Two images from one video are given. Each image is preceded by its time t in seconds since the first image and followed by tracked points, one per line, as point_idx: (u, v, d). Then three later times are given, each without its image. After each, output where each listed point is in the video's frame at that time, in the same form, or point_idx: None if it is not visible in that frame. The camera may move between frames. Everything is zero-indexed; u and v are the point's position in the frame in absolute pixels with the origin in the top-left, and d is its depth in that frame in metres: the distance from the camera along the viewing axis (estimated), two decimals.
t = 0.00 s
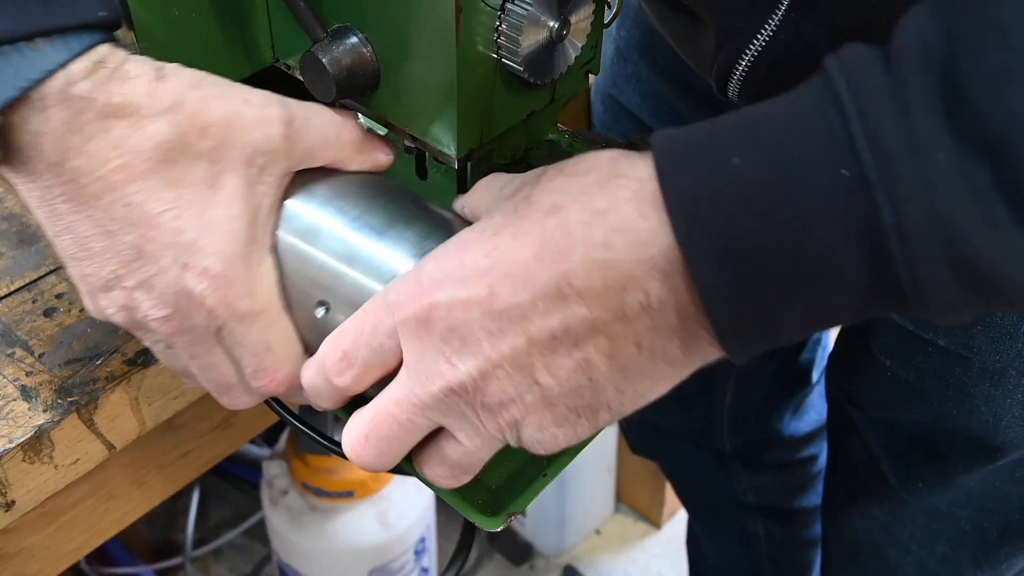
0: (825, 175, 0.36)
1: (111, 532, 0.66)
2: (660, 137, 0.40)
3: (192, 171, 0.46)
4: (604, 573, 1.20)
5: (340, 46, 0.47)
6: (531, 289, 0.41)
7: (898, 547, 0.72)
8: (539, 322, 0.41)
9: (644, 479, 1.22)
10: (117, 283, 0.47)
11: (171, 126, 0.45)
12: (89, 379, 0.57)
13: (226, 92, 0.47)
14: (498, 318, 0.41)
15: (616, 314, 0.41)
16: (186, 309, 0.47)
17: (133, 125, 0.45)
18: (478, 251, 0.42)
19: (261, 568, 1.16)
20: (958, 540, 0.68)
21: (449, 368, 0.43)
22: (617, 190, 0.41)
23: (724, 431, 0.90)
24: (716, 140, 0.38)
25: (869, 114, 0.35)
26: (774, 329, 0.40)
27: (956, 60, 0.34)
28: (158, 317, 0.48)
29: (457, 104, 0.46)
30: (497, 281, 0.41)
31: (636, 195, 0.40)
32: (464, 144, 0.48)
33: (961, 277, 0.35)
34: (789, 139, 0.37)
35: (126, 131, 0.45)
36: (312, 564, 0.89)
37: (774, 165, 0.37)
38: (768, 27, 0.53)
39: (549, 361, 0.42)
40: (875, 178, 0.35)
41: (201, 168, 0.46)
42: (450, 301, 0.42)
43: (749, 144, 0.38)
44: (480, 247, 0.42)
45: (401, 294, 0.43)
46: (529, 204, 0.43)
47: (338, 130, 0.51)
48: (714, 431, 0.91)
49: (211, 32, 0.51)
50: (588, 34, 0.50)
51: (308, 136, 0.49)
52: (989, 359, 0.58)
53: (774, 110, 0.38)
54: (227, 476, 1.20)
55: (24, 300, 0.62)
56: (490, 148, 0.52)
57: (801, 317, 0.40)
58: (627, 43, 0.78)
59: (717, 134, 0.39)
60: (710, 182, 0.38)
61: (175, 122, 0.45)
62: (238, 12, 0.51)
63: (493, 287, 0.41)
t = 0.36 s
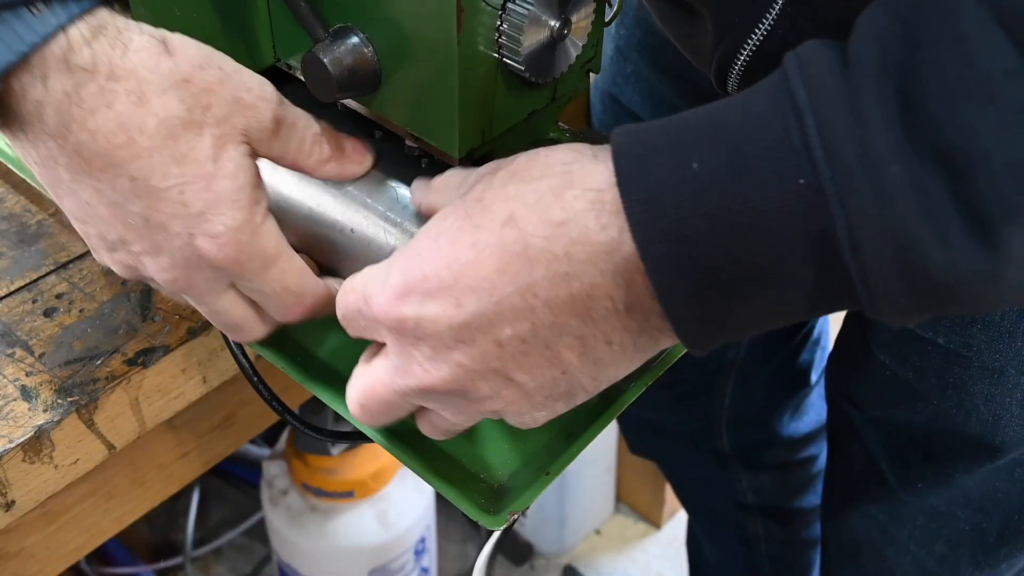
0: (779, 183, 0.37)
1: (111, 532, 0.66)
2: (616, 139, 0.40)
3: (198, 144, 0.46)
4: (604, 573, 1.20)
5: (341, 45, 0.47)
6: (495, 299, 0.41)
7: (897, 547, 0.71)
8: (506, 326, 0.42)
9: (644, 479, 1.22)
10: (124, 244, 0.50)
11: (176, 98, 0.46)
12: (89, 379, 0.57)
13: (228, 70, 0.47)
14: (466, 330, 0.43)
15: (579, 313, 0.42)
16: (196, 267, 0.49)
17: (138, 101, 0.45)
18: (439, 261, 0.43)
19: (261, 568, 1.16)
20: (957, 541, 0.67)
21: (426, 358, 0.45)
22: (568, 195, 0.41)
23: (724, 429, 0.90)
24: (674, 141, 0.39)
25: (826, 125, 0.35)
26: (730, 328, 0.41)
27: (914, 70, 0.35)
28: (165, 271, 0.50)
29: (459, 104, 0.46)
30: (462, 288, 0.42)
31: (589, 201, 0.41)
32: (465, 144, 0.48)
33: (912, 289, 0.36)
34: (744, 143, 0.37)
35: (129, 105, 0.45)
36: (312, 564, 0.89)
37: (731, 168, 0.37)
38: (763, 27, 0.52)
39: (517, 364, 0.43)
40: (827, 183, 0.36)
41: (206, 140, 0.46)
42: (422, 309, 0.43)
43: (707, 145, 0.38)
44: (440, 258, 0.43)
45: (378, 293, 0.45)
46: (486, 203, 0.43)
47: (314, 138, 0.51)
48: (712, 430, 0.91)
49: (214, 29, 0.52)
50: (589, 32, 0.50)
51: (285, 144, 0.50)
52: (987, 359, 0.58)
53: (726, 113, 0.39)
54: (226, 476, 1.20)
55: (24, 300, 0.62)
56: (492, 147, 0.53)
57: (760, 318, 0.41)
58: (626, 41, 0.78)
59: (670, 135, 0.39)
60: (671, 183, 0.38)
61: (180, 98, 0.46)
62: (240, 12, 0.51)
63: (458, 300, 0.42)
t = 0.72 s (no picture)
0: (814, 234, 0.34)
1: (110, 532, 0.66)
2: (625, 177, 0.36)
3: (166, 178, 0.47)
4: (603, 573, 1.20)
5: (340, 46, 0.47)
6: (516, 361, 0.39)
7: (892, 552, 0.72)
8: (527, 381, 0.40)
9: (644, 480, 1.22)
10: (81, 255, 0.52)
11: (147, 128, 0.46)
12: (89, 379, 0.57)
13: (201, 104, 0.48)
14: (489, 390, 0.40)
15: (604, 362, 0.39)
16: (151, 280, 0.52)
17: (112, 133, 0.46)
18: (448, 322, 0.39)
19: (261, 568, 1.16)
20: (955, 543, 0.69)
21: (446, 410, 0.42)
22: (579, 249, 0.37)
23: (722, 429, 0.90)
24: (694, 185, 0.35)
25: (864, 179, 0.32)
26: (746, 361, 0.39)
27: (948, 99, 0.32)
28: (120, 284, 0.53)
29: (457, 105, 0.46)
30: (477, 352, 0.39)
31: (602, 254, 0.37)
32: (463, 146, 0.48)
33: (967, 324, 0.34)
34: (773, 190, 0.34)
35: (102, 135, 0.46)
36: (311, 563, 0.89)
37: (761, 218, 0.34)
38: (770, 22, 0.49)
39: (558, 410, 0.41)
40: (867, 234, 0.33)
41: (175, 175, 0.48)
42: (437, 371, 0.41)
43: (731, 188, 0.35)
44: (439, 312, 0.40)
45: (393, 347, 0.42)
46: (490, 253, 0.39)
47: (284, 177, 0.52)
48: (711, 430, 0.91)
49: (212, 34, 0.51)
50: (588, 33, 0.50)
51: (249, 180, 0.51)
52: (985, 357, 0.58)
53: (744, 150, 0.35)
54: (227, 476, 1.21)
55: (24, 300, 0.62)
56: (489, 147, 0.53)
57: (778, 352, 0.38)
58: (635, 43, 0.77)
59: (692, 175, 0.35)
60: (693, 236, 0.35)
61: (154, 132, 0.47)
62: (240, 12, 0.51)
63: (485, 367, 0.40)
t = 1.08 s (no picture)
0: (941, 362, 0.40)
1: (111, 532, 0.66)
2: (758, 306, 0.42)
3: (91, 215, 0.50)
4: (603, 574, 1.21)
5: (339, 46, 0.47)
6: (659, 457, 0.47)
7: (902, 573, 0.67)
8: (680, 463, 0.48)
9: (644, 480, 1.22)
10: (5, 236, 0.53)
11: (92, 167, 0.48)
12: (89, 379, 0.57)
13: (154, 154, 0.50)
14: (623, 465, 0.48)
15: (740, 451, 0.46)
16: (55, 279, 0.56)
17: (59, 166, 0.47)
18: (593, 431, 0.46)
19: (261, 568, 1.16)
20: None
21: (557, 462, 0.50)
22: (725, 384, 0.43)
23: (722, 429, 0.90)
24: (829, 324, 0.41)
25: (993, 319, 0.38)
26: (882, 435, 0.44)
27: None
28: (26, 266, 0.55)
29: (458, 105, 0.46)
30: (619, 446, 0.47)
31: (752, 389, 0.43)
32: (464, 145, 0.48)
33: None
34: (900, 330, 0.40)
35: (49, 167, 0.47)
36: (312, 563, 0.89)
37: (894, 351, 0.40)
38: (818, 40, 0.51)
39: (677, 451, 0.46)
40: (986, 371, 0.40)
41: (99, 216, 0.51)
42: (576, 454, 0.48)
43: (869, 329, 0.40)
44: (595, 424, 0.45)
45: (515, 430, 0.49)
46: (623, 379, 0.44)
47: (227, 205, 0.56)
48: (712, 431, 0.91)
49: (212, 34, 0.50)
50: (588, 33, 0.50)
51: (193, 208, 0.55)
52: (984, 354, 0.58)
53: (862, 289, 0.41)
54: (227, 476, 1.21)
55: (24, 300, 0.62)
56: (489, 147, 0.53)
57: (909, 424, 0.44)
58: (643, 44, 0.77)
59: (820, 309, 0.41)
60: (837, 372, 0.41)
61: (99, 173, 0.49)
62: (239, 11, 0.51)
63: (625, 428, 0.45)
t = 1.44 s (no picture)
0: (937, 324, 0.39)
1: (111, 533, 0.66)
2: (757, 262, 0.41)
3: (102, 210, 0.52)
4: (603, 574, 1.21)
5: (340, 45, 0.47)
6: (641, 416, 0.46)
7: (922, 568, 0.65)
8: (660, 425, 0.47)
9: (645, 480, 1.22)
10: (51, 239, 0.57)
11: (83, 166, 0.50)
12: (89, 379, 0.57)
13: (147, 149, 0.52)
14: (602, 420, 0.47)
15: (722, 417, 0.45)
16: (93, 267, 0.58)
17: (55, 173, 0.50)
18: (579, 377, 0.45)
19: (260, 568, 1.16)
20: None
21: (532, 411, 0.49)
22: (719, 339, 0.42)
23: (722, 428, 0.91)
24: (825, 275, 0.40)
25: (995, 286, 0.37)
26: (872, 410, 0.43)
27: None
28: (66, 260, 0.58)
29: (460, 103, 0.46)
30: (601, 399, 0.45)
31: (741, 346, 0.42)
32: (464, 144, 0.48)
33: None
34: (897, 288, 0.39)
35: (44, 174, 0.50)
36: (312, 563, 0.89)
37: (887, 308, 0.39)
38: (865, 67, 0.51)
39: (662, 407, 0.45)
40: (981, 337, 0.38)
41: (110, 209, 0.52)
42: (553, 400, 0.47)
43: (866, 283, 0.39)
44: (582, 370, 0.44)
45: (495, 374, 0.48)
46: (618, 328, 0.42)
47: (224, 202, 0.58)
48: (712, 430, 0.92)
49: (214, 34, 0.50)
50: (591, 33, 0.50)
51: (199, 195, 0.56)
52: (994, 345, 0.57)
53: (865, 242, 0.40)
54: (227, 476, 1.21)
55: (24, 300, 0.62)
56: (491, 146, 0.53)
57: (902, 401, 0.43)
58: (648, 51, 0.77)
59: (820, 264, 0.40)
60: (826, 322, 0.40)
61: (97, 172, 0.51)
62: (241, 10, 0.51)
63: (617, 381, 0.44)
